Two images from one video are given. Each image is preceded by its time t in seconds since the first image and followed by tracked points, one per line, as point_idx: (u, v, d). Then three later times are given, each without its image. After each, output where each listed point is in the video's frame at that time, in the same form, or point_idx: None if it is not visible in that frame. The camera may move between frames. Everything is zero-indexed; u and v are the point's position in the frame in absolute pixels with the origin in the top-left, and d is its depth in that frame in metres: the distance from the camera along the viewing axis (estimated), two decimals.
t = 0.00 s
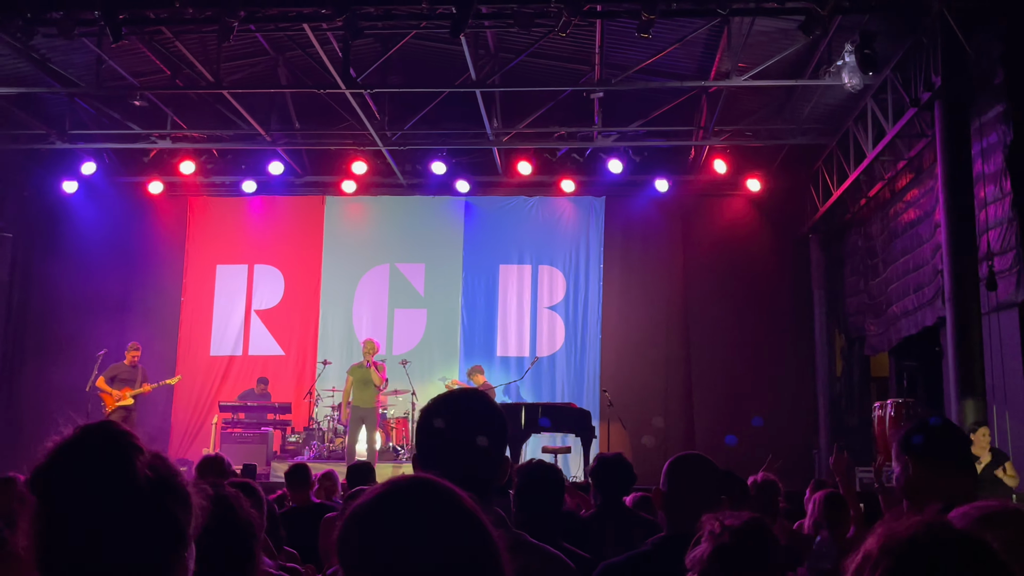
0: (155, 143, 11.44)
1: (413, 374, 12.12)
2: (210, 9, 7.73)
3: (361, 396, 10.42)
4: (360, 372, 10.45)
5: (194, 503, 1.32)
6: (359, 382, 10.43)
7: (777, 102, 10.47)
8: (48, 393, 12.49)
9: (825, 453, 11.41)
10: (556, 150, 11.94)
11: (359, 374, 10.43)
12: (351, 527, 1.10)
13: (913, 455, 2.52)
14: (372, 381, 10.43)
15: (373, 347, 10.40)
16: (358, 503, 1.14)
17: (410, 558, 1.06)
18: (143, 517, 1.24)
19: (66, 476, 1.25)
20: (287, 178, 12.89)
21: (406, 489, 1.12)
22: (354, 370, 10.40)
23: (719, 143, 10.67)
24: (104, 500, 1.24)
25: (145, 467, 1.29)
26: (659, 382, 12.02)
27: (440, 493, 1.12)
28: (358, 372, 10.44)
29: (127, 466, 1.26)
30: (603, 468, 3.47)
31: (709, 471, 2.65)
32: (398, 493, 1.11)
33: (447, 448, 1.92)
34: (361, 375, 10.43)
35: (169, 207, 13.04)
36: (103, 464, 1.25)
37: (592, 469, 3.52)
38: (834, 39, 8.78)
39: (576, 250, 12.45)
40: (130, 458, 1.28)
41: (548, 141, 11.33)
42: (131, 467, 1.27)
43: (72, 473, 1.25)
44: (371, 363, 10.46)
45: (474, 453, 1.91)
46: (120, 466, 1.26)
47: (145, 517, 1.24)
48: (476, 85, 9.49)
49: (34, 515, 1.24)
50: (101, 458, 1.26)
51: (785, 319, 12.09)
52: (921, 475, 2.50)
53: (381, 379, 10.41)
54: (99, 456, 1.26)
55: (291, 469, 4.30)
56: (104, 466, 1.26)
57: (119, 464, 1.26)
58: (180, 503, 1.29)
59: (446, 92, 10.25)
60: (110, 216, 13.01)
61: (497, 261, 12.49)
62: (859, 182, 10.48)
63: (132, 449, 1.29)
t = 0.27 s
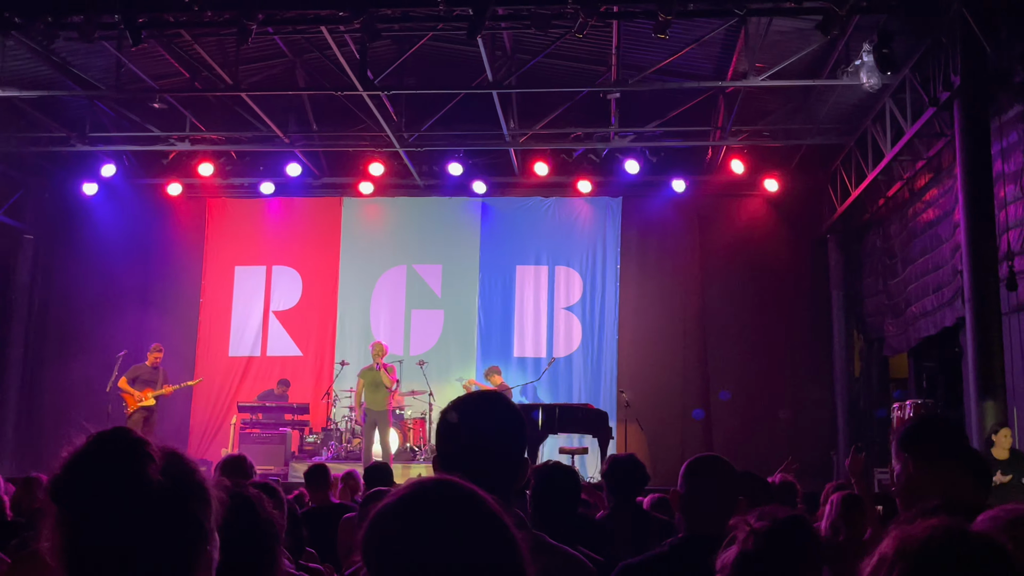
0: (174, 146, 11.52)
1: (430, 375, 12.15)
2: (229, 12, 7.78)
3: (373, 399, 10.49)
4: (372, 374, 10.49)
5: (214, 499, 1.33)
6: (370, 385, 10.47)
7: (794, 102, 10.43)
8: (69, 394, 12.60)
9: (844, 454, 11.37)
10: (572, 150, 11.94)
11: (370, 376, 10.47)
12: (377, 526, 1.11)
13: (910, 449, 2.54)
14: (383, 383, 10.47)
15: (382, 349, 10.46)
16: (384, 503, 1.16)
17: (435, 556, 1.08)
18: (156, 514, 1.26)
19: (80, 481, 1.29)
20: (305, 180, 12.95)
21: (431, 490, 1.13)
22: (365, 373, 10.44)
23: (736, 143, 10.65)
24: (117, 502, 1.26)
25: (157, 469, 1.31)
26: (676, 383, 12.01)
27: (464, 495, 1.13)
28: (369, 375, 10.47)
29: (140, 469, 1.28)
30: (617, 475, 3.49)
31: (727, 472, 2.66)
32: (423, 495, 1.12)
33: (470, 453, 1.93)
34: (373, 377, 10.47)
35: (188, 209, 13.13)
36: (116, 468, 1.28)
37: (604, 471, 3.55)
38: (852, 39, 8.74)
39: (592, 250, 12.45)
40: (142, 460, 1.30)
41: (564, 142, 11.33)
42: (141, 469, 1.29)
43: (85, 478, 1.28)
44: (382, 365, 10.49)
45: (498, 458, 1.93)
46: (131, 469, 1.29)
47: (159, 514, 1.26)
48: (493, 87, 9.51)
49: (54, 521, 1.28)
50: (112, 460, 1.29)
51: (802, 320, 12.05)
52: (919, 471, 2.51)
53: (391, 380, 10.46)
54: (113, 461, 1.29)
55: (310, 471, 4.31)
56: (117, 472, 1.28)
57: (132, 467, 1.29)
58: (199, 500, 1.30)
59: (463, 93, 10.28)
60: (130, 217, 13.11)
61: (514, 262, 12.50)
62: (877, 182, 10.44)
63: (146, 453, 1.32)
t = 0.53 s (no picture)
0: (195, 148, 11.60)
1: (449, 376, 12.17)
2: (248, 15, 7.83)
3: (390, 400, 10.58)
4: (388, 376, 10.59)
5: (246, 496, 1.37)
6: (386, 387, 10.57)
7: (813, 102, 10.39)
8: (91, 396, 12.72)
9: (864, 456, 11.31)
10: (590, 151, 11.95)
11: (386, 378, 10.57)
12: (403, 527, 1.13)
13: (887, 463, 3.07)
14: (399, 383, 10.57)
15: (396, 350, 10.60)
16: (409, 504, 1.17)
17: (461, 556, 1.09)
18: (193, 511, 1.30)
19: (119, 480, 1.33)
20: (324, 182, 13.01)
21: (455, 490, 1.14)
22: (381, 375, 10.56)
23: (755, 143, 10.63)
24: (156, 500, 1.31)
25: (198, 469, 1.36)
26: (695, 384, 11.98)
27: (487, 495, 1.15)
28: (385, 377, 10.58)
29: (181, 467, 1.33)
30: (634, 476, 3.53)
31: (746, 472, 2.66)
32: (448, 496, 1.13)
33: (492, 451, 1.95)
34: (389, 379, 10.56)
35: (208, 211, 13.22)
36: (160, 465, 1.33)
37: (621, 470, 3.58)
38: (871, 38, 8.70)
39: (611, 251, 12.44)
40: (184, 459, 1.35)
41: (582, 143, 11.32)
42: (184, 468, 1.34)
43: (127, 477, 1.33)
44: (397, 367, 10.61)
45: (519, 452, 1.94)
46: (171, 468, 1.33)
47: (195, 512, 1.31)
48: (511, 88, 9.52)
49: (97, 517, 1.33)
50: (151, 460, 1.33)
51: (822, 321, 12.00)
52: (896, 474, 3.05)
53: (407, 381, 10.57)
54: (156, 459, 1.34)
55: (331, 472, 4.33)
56: (159, 470, 1.33)
57: (175, 464, 1.34)
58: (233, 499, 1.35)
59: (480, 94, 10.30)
60: (150, 220, 13.22)
61: (532, 263, 12.51)
62: (897, 182, 10.39)
63: (187, 451, 1.37)
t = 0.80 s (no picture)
0: (215, 149, 11.67)
1: (469, 375, 12.19)
2: (268, 17, 7.86)
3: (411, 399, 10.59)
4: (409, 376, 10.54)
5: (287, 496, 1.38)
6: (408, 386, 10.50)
7: (834, 99, 10.33)
8: (114, 395, 12.82)
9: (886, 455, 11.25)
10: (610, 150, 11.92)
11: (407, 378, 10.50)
12: (428, 526, 1.13)
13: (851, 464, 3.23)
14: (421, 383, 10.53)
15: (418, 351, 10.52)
16: (434, 502, 1.18)
17: (485, 554, 1.09)
18: (240, 508, 1.31)
19: (171, 473, 1.34)
20: (344, 182, 13.06)
21: (478, 487, 1.15)
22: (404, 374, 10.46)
23: (775, 140, 10.58)
24: (202, 496, 1.31)
25: (251, 467, 1.36)
26: (716, 383, 11.94)
27: (510, 492, 1.15)
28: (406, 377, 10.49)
29: (234, 463, 1.33)
30: (653, 474, 3.46)
31: (766, 471, 2.60)
32: (473, 494, 1.14)
33: (512, 449, 1.95)
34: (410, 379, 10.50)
35: (229, 211, 13.30)
36: (214, 461, 1.33)
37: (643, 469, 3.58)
38: (893, 34, 8.64)
39: (631, 250, 12.42)
40: (237, 456, 1.36)
41: (602, 142, 11.30)
42: (236, 465, 1.34)
43: (178, 471, 1.33)
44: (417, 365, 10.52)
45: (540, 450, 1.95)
46: (224, 465, 1.34)
47: (244, 508, 1.31)
48: (530, 87, 9.53)
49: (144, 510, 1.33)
50: (199, 457, 1.34)
51: (844, 319, 11.93)
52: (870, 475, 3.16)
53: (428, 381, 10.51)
54: (209, 455, 1.35)
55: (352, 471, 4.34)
56: (212, 465, 1.33)
57: (229, 461, 1.34)
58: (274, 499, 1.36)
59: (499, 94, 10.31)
60: (172, 220, 13.31)
61: (552, 262, 12.51)
62: (920, 179, 10.32)
63: (239, 449, 1.37)
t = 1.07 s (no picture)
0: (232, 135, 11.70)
1: (485, 360, 12.21)
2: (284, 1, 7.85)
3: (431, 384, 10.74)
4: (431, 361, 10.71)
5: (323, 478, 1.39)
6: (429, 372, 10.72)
7: (853, 81, 10.25)
8: (134, 379, 12.93)
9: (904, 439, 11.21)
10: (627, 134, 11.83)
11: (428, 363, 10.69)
12: (448, 507, 1.14)
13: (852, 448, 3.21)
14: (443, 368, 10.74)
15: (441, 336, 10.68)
16: (456, 482, 1.18)
17: (505, 534, 1.10)
18: (282, 499, 1.30)
19: (217, 448, 1.33)
20: (360, 168, 13.07)
21: (499, 468, 1.16)
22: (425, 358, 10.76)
23: (793, 122, 10.51)
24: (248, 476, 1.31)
25: (293, 450, 1.36)
26: (733, 367, 11.92)
27: (529, 473, 1.16)
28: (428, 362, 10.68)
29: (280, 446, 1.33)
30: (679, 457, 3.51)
31: (781, 454, 2.60)
32: (494, 474, 1.15)
33: (531, 430, 1.96)
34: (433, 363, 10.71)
35: (246, 197, 13.33)
36: (261, 443, 1.33)
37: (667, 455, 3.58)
38: (913, 15, 8.55)
39: (647, 234, 12.39)
40: (282, 439, 1.35)
41: (618, 125, 11.24)
42: (282, 448, 1.34)
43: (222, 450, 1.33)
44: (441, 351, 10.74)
45: (559, 431, 1.95)
46: (269, 447, 1.33)
47: (287, 490, 1.31)
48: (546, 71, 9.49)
49: (187, 486, 1.33)
50: (251, 439, 1.33)
51: (862, 303, 11.86)
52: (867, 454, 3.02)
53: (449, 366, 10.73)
54: (253, 437, 1.34)
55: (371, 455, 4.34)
56: (258, 447, 1.33)
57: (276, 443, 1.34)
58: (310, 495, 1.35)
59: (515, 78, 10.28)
60: (189, 206, 13.35)
61: (569, 247, 12.49)
62: (939, 161, 10.24)
63: (284, 432, 1.37)
